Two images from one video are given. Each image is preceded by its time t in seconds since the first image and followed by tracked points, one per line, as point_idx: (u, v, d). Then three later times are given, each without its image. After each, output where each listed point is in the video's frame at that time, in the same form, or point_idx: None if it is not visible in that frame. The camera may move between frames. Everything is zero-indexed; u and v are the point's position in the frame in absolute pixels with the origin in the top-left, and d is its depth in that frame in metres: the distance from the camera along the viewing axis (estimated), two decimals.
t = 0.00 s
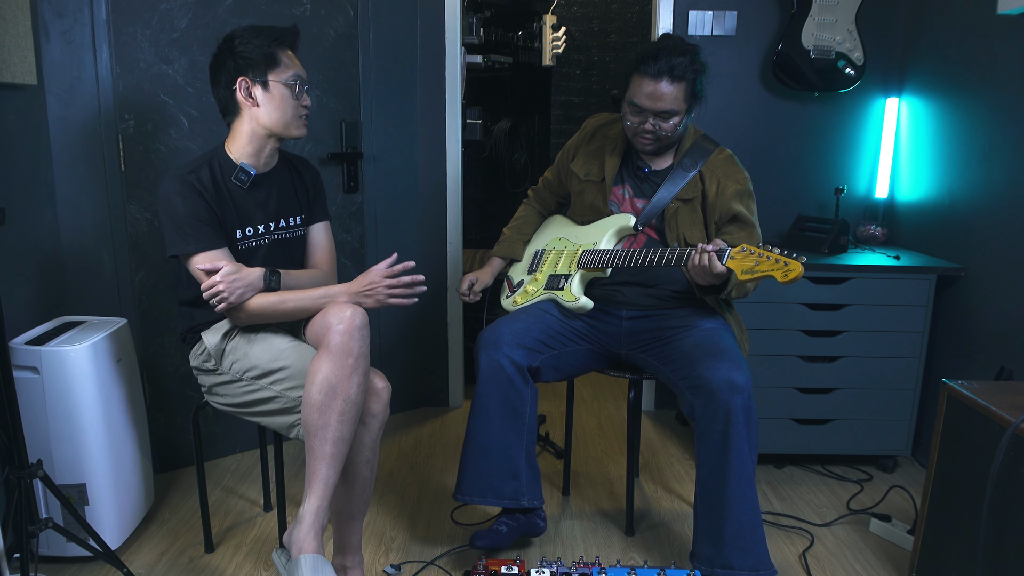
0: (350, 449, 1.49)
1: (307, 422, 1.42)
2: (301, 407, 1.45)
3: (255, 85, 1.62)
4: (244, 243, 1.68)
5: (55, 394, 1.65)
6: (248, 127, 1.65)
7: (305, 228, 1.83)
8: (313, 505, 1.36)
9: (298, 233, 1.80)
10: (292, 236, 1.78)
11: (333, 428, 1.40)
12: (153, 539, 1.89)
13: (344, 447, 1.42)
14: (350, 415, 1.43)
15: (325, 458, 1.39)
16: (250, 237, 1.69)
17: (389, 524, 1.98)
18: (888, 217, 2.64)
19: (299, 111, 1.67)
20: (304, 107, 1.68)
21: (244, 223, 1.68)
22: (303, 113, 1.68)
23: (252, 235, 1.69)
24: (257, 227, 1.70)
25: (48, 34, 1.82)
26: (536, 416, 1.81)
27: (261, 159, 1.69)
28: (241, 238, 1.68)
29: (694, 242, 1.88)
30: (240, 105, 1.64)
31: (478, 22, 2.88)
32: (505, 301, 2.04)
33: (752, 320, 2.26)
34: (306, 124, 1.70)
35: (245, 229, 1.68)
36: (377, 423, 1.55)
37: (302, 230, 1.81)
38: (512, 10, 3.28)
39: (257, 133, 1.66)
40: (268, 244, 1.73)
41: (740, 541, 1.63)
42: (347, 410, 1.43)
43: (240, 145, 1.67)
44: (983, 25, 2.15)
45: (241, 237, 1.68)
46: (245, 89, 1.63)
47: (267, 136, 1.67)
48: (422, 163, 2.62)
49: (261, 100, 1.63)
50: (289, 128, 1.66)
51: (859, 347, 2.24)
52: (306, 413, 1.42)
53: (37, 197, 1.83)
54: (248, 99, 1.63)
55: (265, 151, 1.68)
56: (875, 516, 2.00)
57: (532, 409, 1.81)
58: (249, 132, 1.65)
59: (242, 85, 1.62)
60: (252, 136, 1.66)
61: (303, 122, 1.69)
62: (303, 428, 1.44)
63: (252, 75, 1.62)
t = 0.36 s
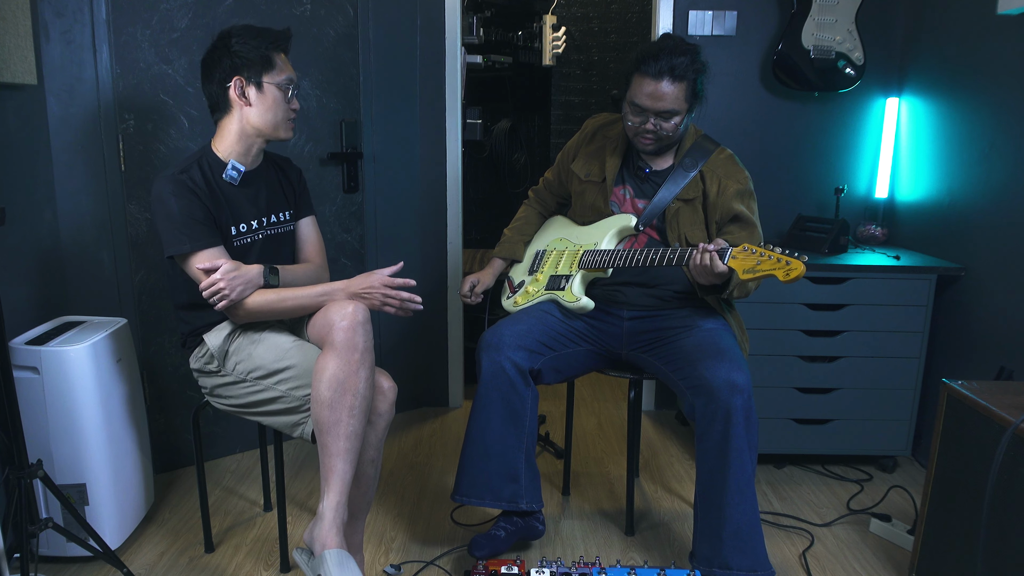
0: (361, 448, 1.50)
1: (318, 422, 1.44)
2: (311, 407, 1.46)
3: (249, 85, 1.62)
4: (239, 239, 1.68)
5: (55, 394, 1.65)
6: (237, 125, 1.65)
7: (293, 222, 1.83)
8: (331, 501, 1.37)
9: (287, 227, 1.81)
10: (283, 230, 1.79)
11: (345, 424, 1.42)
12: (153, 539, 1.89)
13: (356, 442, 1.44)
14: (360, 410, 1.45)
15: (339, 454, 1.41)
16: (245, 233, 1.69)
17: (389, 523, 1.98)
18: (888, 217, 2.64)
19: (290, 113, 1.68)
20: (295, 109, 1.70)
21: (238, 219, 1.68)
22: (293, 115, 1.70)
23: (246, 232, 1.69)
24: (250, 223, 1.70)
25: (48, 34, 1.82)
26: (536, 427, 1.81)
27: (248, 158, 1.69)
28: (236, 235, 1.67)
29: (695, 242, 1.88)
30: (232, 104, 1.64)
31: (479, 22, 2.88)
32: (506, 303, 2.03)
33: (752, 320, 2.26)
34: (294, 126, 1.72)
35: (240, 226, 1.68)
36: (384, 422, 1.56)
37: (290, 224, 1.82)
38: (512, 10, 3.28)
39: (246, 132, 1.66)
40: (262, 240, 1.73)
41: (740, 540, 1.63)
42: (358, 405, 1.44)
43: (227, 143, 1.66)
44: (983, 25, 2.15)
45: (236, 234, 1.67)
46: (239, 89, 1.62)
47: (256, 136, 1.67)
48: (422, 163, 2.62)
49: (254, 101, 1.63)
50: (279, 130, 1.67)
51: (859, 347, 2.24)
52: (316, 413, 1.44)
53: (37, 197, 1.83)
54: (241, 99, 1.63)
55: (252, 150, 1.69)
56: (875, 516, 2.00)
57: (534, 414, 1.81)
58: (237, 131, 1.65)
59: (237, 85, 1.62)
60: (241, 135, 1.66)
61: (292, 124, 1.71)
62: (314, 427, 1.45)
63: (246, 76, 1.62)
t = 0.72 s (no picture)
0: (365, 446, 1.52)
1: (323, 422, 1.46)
2: (313, 406, 1.49)
3: (226, 93, 1.63)
4: (223, 247, 1.68)
5: (55, 394, 1.65)
6: (217, 133, 1.65)
7: (282, 226, 1.83)
8: (345, 498, 1.39)
9: (276, 232, 1.80)
10: (271, 236, 1.79)
11: (351, 420, 1.44)
12: (153, 538, 1.89)
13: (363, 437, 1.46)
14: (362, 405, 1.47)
15: (348, 451, 1.43)
16: (229, 241, 1.69)
17: (389, 523, 1.98)
18: (888, 217, 2.64)
19: (270, 119, 1.68)
20: (275, 115, 1.69)
21: (222, 226, 1.68)
22: (274, 121, 1.69)
23: (230, 239, 1.69)
24: (234, 230, 1.70)
25: (48, 34, 1.82)
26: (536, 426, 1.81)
27: (230, 165, 1.68)
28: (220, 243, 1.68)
29: (695, 244, 1.87)
30: (211, 112, 1.64)
31: (478, 22, 2.88)
32: (503, 302, 2.04)
33: (752, 320, 2.26)
34: (276, 132, 1.71)
35: (223, 234, 1.68)
36: (381, 421, 1.59)
37: (279, 228, 1.81)
38: (512, 10, 3.28)
39: (226, 141, 1.66)
40: (248, 246, 1.73)
41: (739, 541, 1.62)
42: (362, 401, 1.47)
43: (208, 153, 1.66)
44: (983, 24, 2.15)
45: (219, 242, 1.68)
46: (217, 97, 1.63)
47: (237, 144, 1.67)
48: (422, 163, 2.62)
49: (232, 108, 1.63)
50: (259, 136, 1.67)
51: (859, 347, 2.24)
52: (321, 414, 1.46)
53: (37, 197, 1.83)
54: (219, 108, 1.64)
55: (234, 158, 1.68)
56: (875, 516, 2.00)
57: (534, 415, 1.81)
58: (217, 140, 1.65)
59: (214, 94, 1.63)
60: (221, 143, 1.66)
61: (273, 130, 1.70)
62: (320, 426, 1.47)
63: (223, 84, 1.63)
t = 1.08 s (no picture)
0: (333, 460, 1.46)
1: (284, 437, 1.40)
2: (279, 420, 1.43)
3: (213, 92, 1.61)
4: (212, 249, 1.67)
5: (55, 394, 1.65)
6: (207, 133, 1.64)
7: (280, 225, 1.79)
8: (299, 518, 1.33)
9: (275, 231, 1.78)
10: (269, 233, 1.77)
11: (310, 437, 1.38)
12: (153, 538, 1.89)
13: (324, 454, 1.40)
14: (326, 422, 1.41)
15: (306, 468, 1.37)
16: (219, 242, 1.68)
17: (389, 523, 1.98)
18: (888, 216, 2.64)
19: (259, 117, 1.65)
20: (264, 113, 1.67)
21: (210, 229, 1.67)
22: (263, 119, 1.67)
23: (219, 241, 1.68)
24: (224, 231, 1.69)
25: (48, 34, 1.82)
26: (551, 423, 1.83)
27: (221, 165, 1.68)
28: (209, 245, 1.67)
29: (692, 243, 1.88)
30: (199, 112, 1.63)
31: (478, 22, 2.88)
32: (503, 307, 2.04)
33: (753, 320, 2.26)
34: (267, 130, 1.69)
35: (212, 236, 1.67)
36: (357, 432, 1.51)
37: (278, 227, 1.79)
38: (512, 10, 3.28)
39: (216, 140, 1.65)
40: (239, 247, 1.71)
41: (739, 541, 1.63)
42: (323, 418, 1.41)
43: (200, 153, 1.66)
44: (983, 25, 2.16)
45: (208, 244, 1.67)
46: (204, 97, 1.62)
47: (227, 143, 1.65)
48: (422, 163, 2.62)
49: (219, 107, 1.62)
50: (248, 135, 1.65)
51: (859, 347, 2.24)
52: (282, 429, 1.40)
53: (37, 197, 1.83)
54: (207, 107, 1.62)
55: (224, 158, 1.67)
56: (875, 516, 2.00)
57: (546, 412, 1.82)
58: (207, 140, 1.65)
59: (200, 94, 1.61)
60: (211, 143, 1.65)
61: (264, 127, 1.68)
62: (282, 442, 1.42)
63: (210, 83, 1.61)
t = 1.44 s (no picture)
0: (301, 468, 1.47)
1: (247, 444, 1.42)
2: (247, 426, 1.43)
3: (226, 96, 1.61)
4: (213, 251, 1.67)
5: (55, 394, 1.65)
6: (218, 136, 1.65)
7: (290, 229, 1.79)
8: (249, 529, 1.34)
9: (285, 235, 1.78)
10: (276, 238, 1.76)
11: (269, 449, 1.38)
12: (153, 539, 1.89)
13: (283, 467, 1.39)
14: (288, 435, 1.40)
15: (263, 480, 1.37)
16: (220, 245, 1.68)
17: (389, 523, 1.98)
18: (888, 216, 2.64)
19: (272, 121, 1.65)
20: (278, 117, 1.67)
21: (212, 231, 1.67)
22: (276, 123, 1.67)
23: (221, 243, 1.68)
24: (226, 234, 1.68)
25: (48, 34, 1.82)
26: (556, 426, 1.83)
27: (232, 168, 1.68)
28: (210, 246, 1.67)
29: (687, 243, 1.87)
30: (212, 114, 1.63)
31: (478, 22, 2.88)
32: (501, 310, 2.04)
33: (752, 320, 2.26)
34: (280, 134, 1.69)
35: (214, 237, 1.67)
36: (332, 439, 1.50)
37: (286, 231, 1.78)
38: (512, 10, 3.28)
39: (227, 144, 1.65)
40: (242, 250, 1.71)
41: (746, 540, 1.62)
42: (281, 433, 1.39)
43: (210, 155, 1.66)
44: (983, 25, 2.16)
45: (209, 246, 1.67)
46: (217, 99, 1.62)
47: (238, 146, 1.66)
48: (421, 163, 2.62)
49: (231, 111, 1.62)
50: (259, 140, 1.65)
51: (859, 347, 2.24)
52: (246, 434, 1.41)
53: (37, 197, 1.83)
54: (220, 110, 1.62)
55: (236, 160, 1.68)
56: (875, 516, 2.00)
57: (550, 416, 1.82)
58: (218, 142, 1.65)
59: (214, 97, 1.61)
60: (222, 146, 1.65)
61: (277, 132, 1.68)
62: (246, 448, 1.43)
63: (224, 86, 1.61)
